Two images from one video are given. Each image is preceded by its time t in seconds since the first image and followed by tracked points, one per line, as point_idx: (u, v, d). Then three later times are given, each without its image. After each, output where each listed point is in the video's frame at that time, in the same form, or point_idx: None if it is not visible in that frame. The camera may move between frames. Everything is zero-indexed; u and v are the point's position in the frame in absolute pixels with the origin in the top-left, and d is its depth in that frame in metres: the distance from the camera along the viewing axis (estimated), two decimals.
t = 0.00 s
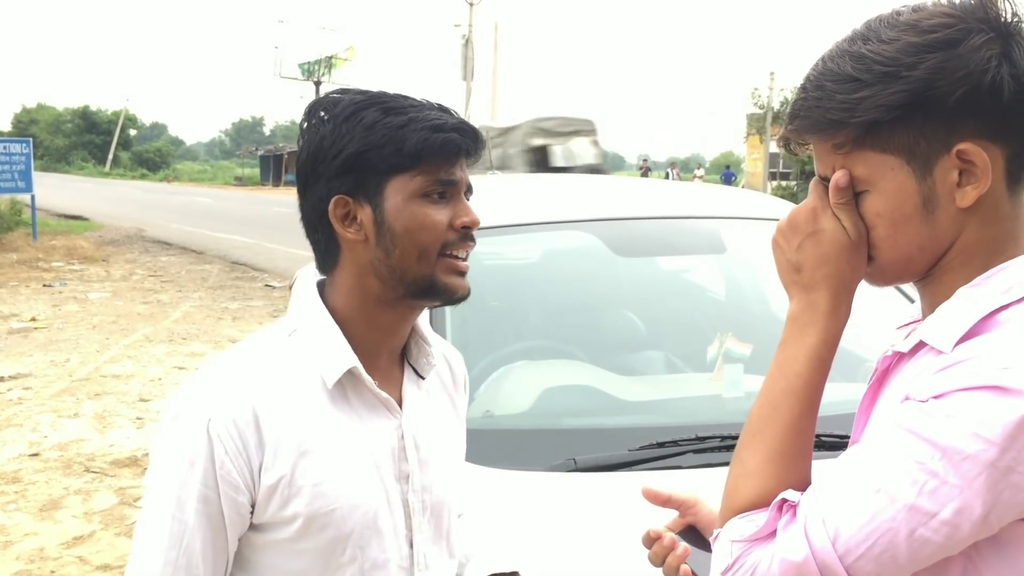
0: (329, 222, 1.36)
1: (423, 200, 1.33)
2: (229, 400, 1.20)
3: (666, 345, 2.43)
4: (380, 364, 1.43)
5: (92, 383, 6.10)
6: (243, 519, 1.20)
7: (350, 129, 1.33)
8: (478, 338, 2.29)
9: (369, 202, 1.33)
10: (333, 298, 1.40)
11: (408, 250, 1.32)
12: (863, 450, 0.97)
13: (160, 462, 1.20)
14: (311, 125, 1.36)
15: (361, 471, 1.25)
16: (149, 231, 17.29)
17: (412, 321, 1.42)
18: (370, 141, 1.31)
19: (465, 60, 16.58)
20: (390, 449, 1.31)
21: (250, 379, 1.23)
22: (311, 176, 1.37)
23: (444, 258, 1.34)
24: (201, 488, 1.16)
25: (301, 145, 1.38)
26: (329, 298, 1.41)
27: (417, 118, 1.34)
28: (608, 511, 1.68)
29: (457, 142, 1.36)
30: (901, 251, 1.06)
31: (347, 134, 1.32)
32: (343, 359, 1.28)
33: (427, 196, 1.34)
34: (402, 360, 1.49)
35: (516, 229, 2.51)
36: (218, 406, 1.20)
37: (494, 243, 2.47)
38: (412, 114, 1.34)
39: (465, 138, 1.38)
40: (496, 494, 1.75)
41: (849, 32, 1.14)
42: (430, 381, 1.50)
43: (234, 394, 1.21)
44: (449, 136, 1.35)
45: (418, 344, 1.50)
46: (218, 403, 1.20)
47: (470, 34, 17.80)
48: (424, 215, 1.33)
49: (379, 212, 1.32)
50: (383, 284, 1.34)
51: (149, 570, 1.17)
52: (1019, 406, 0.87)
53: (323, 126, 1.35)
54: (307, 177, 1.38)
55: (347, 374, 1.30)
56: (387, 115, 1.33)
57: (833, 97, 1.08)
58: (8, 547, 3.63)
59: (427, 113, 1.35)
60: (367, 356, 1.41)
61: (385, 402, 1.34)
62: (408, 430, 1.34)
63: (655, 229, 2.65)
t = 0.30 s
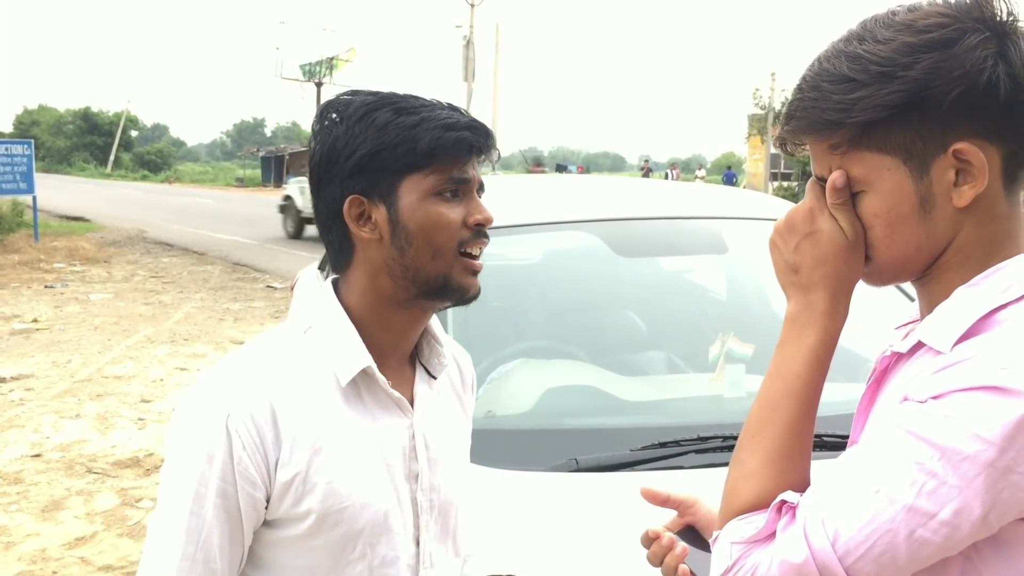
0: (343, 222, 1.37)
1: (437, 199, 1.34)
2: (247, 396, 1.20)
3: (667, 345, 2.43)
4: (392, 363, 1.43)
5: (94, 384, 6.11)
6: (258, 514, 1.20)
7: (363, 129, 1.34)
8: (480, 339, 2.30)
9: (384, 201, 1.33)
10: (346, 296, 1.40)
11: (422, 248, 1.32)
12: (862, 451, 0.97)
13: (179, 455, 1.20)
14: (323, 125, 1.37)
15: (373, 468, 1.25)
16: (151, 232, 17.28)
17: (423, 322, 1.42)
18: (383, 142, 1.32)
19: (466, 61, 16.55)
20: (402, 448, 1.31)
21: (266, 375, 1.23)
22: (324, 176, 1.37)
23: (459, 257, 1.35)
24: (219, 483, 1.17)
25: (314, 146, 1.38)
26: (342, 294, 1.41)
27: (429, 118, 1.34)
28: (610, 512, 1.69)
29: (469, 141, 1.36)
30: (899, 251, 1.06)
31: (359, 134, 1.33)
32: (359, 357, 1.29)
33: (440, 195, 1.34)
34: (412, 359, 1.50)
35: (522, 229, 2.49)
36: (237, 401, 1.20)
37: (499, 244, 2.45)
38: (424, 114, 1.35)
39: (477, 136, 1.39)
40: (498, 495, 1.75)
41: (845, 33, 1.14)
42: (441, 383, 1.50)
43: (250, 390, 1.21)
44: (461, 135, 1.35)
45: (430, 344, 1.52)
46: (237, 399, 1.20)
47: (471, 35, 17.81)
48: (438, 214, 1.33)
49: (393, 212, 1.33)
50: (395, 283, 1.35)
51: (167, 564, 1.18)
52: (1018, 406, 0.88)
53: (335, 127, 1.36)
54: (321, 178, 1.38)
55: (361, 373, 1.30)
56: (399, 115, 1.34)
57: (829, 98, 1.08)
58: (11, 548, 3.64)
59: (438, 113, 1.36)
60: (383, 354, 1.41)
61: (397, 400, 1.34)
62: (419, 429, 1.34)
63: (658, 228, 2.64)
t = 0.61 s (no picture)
0: (340, 222, 1.37)
1: (434, 201, 1.34)
2: (247, 397, 1.21)
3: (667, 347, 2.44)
4: (390, 365, 1.43)
5: (93, 387, 6.11)
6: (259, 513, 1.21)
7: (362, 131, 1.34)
8: (480, 342, 2.31)
9: (381, 202, 1.33)
10: (342, 296, 1.41)
11: (418, 250, 1.32)
12: (855, 455, 0.98)
13: (178, 455, 1.20)
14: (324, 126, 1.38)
15: (373, 466, 1.26)
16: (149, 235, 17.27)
17: (420, 323, 1.43)
18: (381, 144, 1.33)
19: (465, 63, 16.56)
20: (401, 446, 1.32)
21: (266, 375, 1.24)
22: (322, 177, 1.38)
23: (456, 259, 1.35)
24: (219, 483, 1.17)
25: (314, 146, 1.39)
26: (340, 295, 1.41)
27: (428, 120, 1.35)
28: (608, 514, 1.69)
29: (467, 144, 1.37)
30: (892, 254, 1.07)
31: (358, 136, 1.34)
32: (356, 357, 1.29)
33: (437, 198, 1.34)
34: (410, 358, 1.50)
35: (523, 230, 2.48)
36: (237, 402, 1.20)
37: (500, 246, 2.44)
38: (423, 117, 1.35)
39: (476, 139, 1.39)
40: (497, 498, 1.76)
41: (836, 36, 1.15)
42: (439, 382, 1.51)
43: (250, 391, 1.21)
44: (460, 138, 1.36)
45: (428, 343, 1.52)
46: (237, 400, 1.21)
47: (470, 37, 17.82)
48: (435, 216, 1.33)
49: (390, 213, 1.33)
50: (392, 285, 1.35)
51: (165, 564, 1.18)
52: (1010, 410, 0.88)
53: (335, 128, 1.36)
54: (319, 179, 1.39)
55: (360, 372, 1.31)
56: (398, 117, 1.35)
57: (820, 102, 1.09)
58: (10, 551, 3.64)
59: (437, 116, 1.37)
60: (381, 354, 1.42)
61: (396, 399, 1.35)
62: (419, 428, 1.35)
63: (657, 231, 2.62)
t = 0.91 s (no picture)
0: (328, 217, 1.38)
1: (423, 206, 1.34)
2: (225, 396, 1.17)
3: (665, 349, 2.44)
4: (377, 366, 1.43)
5: (90, 388, 6.11)
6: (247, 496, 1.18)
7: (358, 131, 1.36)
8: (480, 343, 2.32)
9: (370, 201, 1.34)
10: (326, 293, 1.40)
11: (402, 251, 1.33)
12: (846, 458, 0.98)
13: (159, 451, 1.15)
14: (321, 125, 1.38)
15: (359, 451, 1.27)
16: (147, 236, 17.25)
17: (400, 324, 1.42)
18: (374, 146, 1.33)
19: (464, 64, 16.55)
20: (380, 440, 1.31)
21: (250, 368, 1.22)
22: (315, 172, 1.39)
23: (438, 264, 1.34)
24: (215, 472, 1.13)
25: (310, 141, 1.41)
26: (318, 290, 1.42)
27: (424, 126, 1.36)
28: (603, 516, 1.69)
29: (461, 153, 1.37)
30: (883, 257, 1.07)
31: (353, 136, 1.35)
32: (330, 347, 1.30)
33: (426, 203, 1.34)
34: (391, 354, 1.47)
35: (517, 232, 2.49)
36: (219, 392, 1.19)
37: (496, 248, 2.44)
38: (420, 122, 1.36)
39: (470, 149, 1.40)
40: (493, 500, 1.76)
41: (826, 38, 1.15)
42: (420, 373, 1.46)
43: (231, 387, 1.19)
44: (454, 146, 1.36)
45: (407, 337, 1.49)
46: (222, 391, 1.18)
47: (469, 38, 17.83)
48: (422, 220, 1.33)
49: (378, 213, 1.34)
50: (374, 284, 1.35)
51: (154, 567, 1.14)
52: (1000, 411, 0.88)
53: (332, 127, 1.37)
54: (312, 174, 1.40)
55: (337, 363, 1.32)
56: (395, 120, 1.36)
57: (811, 104, 1.10)
58: (7, 553, 3.64)
59: (434, 122, 1.37)
60: (364, 355, 1.41)
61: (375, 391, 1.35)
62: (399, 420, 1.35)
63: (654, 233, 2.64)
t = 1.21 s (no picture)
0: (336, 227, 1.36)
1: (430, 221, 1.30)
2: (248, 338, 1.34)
3: (665, 349, 2.44)
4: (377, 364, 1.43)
5: (90, 387, 6.11)
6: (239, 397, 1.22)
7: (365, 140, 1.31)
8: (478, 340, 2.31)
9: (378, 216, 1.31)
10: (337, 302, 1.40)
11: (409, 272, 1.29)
12: (843, 458, 0.98)
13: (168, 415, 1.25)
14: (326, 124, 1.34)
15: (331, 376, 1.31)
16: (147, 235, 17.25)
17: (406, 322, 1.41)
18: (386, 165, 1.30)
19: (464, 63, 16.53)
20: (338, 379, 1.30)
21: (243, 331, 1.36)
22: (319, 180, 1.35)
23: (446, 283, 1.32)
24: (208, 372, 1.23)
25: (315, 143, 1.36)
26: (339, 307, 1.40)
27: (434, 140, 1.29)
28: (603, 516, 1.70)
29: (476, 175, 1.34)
30: (882, 256, 1.07)
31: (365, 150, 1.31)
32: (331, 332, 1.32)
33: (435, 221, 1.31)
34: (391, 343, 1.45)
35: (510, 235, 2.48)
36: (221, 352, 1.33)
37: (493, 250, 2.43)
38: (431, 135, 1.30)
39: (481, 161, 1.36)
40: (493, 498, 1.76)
41: (825, 37, 1.16)
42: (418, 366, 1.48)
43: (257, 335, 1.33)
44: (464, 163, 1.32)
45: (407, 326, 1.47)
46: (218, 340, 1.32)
47: (469, 38, 17.82)
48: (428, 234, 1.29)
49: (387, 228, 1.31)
50: (385, 297, 1.34)
51: (152, 469, 1.10)
52: (999, 410, 0.89)
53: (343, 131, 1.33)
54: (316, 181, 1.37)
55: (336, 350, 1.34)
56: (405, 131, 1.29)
57: (809, 104, 1.10)
58: (6, 551, 3.64)
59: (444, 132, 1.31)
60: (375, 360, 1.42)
61: (375, 374, 1.36)
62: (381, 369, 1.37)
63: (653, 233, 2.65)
